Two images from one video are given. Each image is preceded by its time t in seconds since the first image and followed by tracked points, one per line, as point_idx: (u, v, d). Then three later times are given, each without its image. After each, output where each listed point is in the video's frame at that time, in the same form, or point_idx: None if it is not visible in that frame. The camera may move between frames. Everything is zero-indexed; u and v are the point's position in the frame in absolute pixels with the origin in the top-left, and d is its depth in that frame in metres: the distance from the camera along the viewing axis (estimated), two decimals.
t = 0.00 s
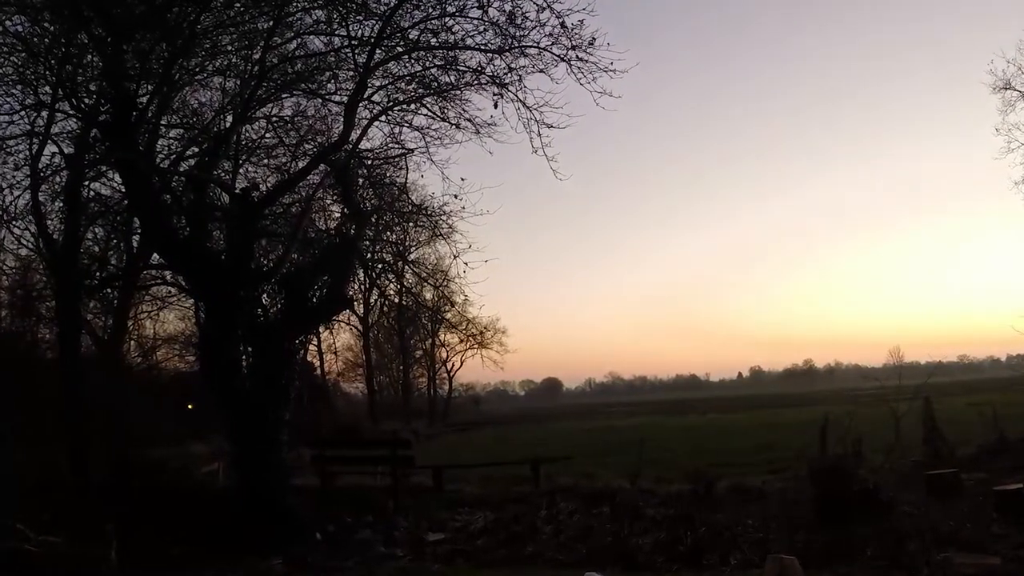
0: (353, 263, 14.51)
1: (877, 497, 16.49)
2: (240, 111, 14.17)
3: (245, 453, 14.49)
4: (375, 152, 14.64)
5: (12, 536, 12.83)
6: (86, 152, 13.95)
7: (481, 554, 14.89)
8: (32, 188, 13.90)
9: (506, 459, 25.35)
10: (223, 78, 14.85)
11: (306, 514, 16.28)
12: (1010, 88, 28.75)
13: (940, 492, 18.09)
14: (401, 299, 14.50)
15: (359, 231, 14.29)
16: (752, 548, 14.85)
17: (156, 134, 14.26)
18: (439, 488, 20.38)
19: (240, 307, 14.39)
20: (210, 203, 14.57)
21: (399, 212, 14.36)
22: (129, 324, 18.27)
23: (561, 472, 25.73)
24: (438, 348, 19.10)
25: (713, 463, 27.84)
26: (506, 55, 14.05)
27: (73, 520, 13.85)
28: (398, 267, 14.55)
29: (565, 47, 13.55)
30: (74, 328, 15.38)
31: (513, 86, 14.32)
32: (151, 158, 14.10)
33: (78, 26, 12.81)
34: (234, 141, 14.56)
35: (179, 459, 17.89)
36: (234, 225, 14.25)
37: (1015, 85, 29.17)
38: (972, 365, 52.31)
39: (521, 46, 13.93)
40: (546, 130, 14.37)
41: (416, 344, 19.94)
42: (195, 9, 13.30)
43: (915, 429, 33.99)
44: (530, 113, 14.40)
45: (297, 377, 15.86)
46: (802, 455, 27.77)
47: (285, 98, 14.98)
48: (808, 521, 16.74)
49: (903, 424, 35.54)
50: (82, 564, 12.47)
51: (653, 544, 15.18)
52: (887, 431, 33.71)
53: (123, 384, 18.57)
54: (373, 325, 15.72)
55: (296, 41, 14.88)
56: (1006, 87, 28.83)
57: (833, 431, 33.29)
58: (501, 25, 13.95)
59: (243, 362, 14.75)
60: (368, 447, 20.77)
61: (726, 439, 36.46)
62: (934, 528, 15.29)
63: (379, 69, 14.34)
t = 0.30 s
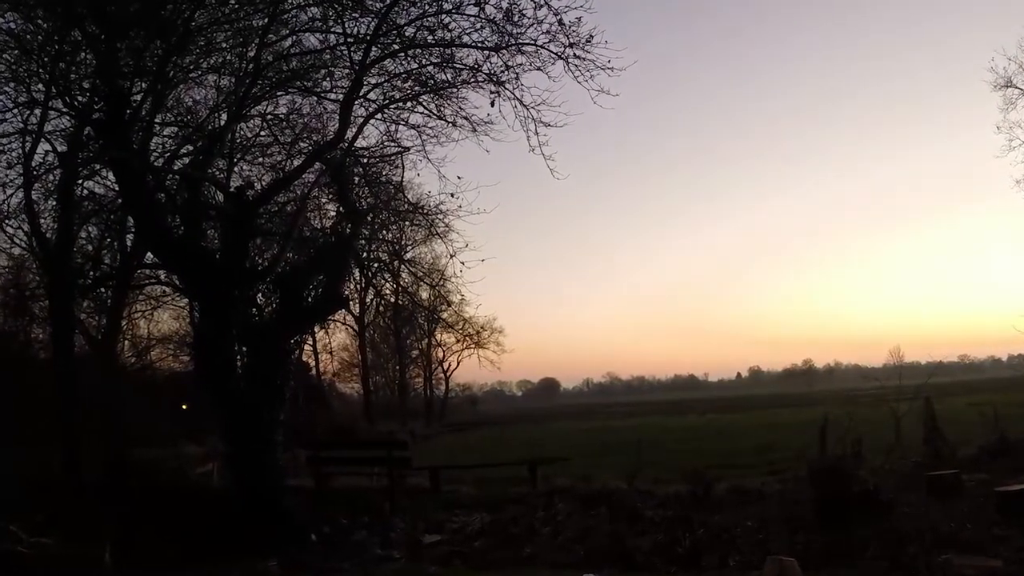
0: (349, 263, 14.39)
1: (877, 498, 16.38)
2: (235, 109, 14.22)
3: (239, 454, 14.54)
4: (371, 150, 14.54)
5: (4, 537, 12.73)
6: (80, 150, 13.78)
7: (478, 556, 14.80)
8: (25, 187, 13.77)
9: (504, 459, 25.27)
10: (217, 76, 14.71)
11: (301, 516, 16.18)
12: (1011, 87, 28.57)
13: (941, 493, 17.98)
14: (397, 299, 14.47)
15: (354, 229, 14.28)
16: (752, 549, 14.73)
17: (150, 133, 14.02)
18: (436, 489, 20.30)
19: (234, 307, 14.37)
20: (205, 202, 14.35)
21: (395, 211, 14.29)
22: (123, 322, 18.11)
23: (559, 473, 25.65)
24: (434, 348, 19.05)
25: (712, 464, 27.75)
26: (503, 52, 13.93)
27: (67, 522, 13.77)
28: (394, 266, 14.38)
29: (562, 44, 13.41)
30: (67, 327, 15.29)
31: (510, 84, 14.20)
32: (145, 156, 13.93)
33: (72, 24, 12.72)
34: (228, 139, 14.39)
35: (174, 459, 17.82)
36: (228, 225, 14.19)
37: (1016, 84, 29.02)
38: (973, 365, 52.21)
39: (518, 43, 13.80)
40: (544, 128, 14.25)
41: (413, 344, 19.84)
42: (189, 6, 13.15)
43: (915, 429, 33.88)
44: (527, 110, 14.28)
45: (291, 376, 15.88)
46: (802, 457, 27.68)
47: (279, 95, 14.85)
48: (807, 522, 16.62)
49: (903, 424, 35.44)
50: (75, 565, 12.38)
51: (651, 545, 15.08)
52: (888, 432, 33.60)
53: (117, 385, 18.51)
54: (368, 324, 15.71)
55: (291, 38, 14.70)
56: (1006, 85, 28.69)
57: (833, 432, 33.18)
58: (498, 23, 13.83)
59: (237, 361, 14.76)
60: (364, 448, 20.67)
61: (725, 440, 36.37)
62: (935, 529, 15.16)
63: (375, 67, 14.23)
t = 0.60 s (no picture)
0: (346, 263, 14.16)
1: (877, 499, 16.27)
2: (229, 107, 14.12)
3: (234, 455, 14.45)
4: (367, 149, 14.47)
5: None
6: (73, 148, 13.75)
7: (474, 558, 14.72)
8: (18, 185, 13.69)
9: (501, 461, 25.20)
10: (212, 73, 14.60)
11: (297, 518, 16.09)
12: (1012, 85, 28.39)
13: (942, 495, 17.87)
14: (393, 299, 14.33)
15: (350, 228, 14.08)
16: (752, 551, 14.67)
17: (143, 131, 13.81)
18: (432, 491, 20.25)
19: (230, 306, 14.30)
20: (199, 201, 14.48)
21: (391, 210, 14.23)
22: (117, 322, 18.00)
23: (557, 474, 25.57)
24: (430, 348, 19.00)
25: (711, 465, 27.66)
26: (500, 50, 13.81)
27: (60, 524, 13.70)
28: (390, 265, 14.35)
29: (559, 41, 13.31)
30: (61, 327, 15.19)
31: (507, 82, 14.08)
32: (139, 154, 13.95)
33: (67, 20, 12.49)
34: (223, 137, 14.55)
35: (168, 460, 17.73)
36: (223, 224, 14.03)
37: (1018, 82, 28.83)
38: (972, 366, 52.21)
39: (515, 41, 13.69)
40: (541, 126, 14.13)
41: (409, 345, 19.81)
42: (183, 3, 13.29)
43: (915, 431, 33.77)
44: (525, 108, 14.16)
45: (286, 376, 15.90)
46: (800, 457, 27.64)
47: (275, 94, 14.84)
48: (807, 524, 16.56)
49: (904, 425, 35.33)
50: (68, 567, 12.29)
51: (649, 547, 14.99)
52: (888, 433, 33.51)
53: (110, 386, 18.41)
54: (365, 324, 15.73)
55: (286, 36, 14.69)
56: (1008, 83, 28.50)
57: (833, 433, 33.08)
58: (495, 20, 13.71)
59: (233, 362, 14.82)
60: (360, 449, 20.59)
61: (724, 442, 36.29)
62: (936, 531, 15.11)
63: (371, 65, 14.15)
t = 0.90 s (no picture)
0: (332, 262, 14.23)
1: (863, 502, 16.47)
2: (216, 106, 14.24)
3: (220, 454, 14.49)
4: (354, 148, 14.53)
5: None
6: (60, 147, 13.71)
7: (461, 562, 14.95)
8: (5, 184, 13.70)
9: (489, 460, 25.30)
10: (199, 73, 14.67)
11: (286, 518, 16.12)
12: (1000, 84, 28.45)
13: (929, 494, 18.03)
14: (380, 298, 14.45)
15: (337, 228, 14.10)
16: (739, 550, 14.77)
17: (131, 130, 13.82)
18: (419, 495, 20.47)
19: (217, 305, 14.30)
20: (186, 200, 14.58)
21: (378, 209, 14.30)
22: (103, 322, 17.96)
23: (545, 473, 25.68)
24: (418, 347, 19.10)
25: (699, 464, 27.81)
26: (488, 49, 13.83)
27: (48, 523, 13.76)
28: (378, 265, 14.46)
29: (547, 40, 13.32)
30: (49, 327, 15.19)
31: (495, 81, 14.11)
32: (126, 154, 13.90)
33: (53, 20, 12.51)
34: (210, 137, 14.65)
35: (155, 459, 17.73)
36: (210, 223, 14.04)
37: (1005, 81, 28.85)
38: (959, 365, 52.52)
39: (503, 40, 13.71)
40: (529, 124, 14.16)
41: (397, 344, 19.91)
42: (170, 1, 13.14)
43: (903, 431, 34.00)
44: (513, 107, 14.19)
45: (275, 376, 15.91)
46: (787, 457, 27.82)
47: (261, 93, 14.94)
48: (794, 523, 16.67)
49: (892, 425, 35.54)
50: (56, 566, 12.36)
51: (638, 547, 15.10)
52: (876, 433, 33.73)
53: (97, 385, 18.39)
54: (353, 323, 15.91)
55: (273, 35, 14.70)
56: (995, 83, 28.59)
57: (821, 432, 33.26)
58: (483, 19, 13.73)
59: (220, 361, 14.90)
60: (348, 449, 20.61)
61: (713, 440, 36.45)
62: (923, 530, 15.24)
63: (358, 64, 14.24)
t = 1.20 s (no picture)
0: (309, 261, 14.42)
1: (836, 500, 16.79)
2: (194, 107, 14.31)
3: (199, 451, 14.80)
4: (331, 149, 14.71)
5: None
6: (39, 148, 13.76)
7: (438, 560, 15.17)
8: None
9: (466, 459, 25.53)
10: (177, 74, 14.77)
11: (263, 517, 16.24)
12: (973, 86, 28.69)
13: (901, 493, 18.41)
14: (357, 298, 14.53)
15: (314, 228, 14.31)
16: (713, 549, 15.02)
17: (109, 131, 13.94)
18: (397, 493, 20.63)
19: (195, 304, 14.55)
20: (164, 200, 14.66)
21: (354, 210, 14.43)
22: (82, 321, 18.02)
23: (522, 472, 25.94)
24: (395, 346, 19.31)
25: (674, 463, 28.14)
26: (463, 50, 14.04)
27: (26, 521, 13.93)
28: (354, 265, 14.62)
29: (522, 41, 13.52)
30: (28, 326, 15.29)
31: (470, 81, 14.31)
32: (104, 154, 13.99)
33: (31, 22, 12.54)
34: (188, 137, 14.73)
35: (133, 459, 17.83)
36: (188, 223, 14.25)
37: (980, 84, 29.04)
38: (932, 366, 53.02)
39: (478, 41, 13.91)
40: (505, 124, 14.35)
41: (374, 344, 20.10)
42: (148, 4, 13.29)
43: (876, 430, 34.47)
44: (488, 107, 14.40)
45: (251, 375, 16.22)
46: (762, 455, 28.21)
47: (239, 94, 15.07)
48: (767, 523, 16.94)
49: (865, 425, 36.01)
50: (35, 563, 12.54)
51: (613, 546, 15.38)
52: (851, 432, 34.19)
53: (75, 384, 18.46)
54: (330, 323, 16.12)
55: (250, 36, 14.88)
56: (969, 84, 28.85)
57: (796, 431, 33.68)
58: (458, 21, 13.93)
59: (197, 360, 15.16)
60: (325, 448, 20.73)
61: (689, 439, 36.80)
62: (895, 530, 15.51)
63: (335, 65, 14.42)
